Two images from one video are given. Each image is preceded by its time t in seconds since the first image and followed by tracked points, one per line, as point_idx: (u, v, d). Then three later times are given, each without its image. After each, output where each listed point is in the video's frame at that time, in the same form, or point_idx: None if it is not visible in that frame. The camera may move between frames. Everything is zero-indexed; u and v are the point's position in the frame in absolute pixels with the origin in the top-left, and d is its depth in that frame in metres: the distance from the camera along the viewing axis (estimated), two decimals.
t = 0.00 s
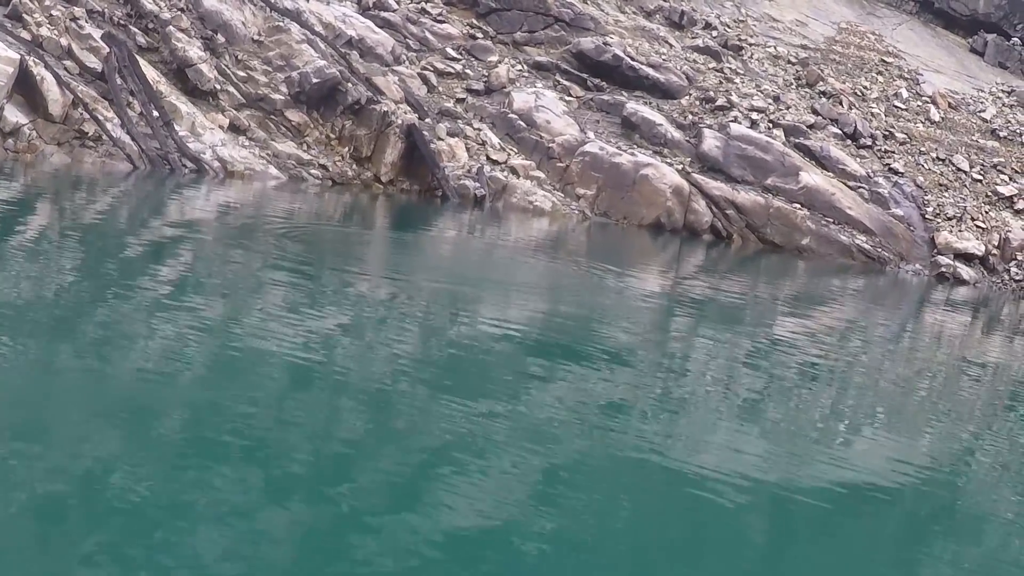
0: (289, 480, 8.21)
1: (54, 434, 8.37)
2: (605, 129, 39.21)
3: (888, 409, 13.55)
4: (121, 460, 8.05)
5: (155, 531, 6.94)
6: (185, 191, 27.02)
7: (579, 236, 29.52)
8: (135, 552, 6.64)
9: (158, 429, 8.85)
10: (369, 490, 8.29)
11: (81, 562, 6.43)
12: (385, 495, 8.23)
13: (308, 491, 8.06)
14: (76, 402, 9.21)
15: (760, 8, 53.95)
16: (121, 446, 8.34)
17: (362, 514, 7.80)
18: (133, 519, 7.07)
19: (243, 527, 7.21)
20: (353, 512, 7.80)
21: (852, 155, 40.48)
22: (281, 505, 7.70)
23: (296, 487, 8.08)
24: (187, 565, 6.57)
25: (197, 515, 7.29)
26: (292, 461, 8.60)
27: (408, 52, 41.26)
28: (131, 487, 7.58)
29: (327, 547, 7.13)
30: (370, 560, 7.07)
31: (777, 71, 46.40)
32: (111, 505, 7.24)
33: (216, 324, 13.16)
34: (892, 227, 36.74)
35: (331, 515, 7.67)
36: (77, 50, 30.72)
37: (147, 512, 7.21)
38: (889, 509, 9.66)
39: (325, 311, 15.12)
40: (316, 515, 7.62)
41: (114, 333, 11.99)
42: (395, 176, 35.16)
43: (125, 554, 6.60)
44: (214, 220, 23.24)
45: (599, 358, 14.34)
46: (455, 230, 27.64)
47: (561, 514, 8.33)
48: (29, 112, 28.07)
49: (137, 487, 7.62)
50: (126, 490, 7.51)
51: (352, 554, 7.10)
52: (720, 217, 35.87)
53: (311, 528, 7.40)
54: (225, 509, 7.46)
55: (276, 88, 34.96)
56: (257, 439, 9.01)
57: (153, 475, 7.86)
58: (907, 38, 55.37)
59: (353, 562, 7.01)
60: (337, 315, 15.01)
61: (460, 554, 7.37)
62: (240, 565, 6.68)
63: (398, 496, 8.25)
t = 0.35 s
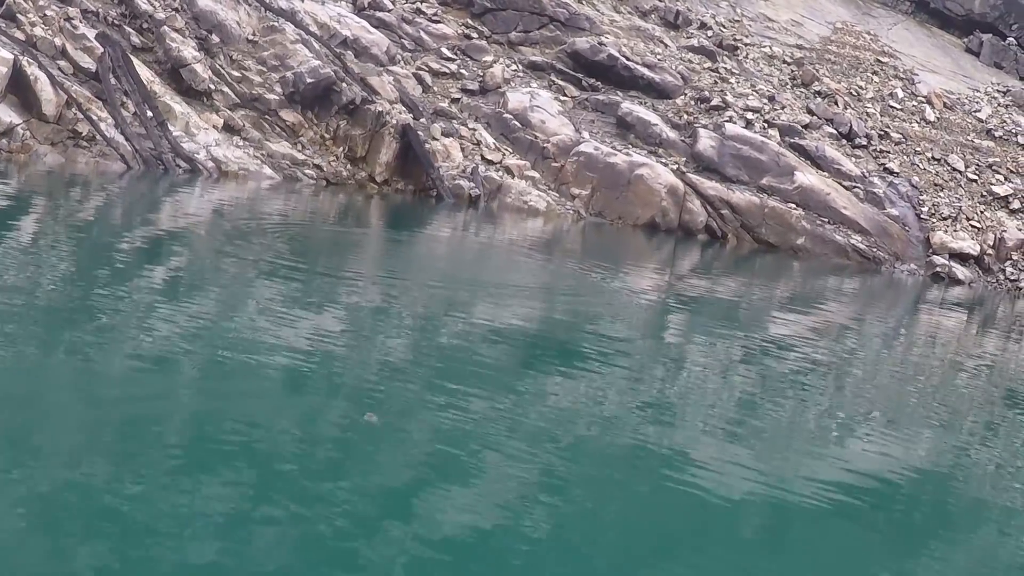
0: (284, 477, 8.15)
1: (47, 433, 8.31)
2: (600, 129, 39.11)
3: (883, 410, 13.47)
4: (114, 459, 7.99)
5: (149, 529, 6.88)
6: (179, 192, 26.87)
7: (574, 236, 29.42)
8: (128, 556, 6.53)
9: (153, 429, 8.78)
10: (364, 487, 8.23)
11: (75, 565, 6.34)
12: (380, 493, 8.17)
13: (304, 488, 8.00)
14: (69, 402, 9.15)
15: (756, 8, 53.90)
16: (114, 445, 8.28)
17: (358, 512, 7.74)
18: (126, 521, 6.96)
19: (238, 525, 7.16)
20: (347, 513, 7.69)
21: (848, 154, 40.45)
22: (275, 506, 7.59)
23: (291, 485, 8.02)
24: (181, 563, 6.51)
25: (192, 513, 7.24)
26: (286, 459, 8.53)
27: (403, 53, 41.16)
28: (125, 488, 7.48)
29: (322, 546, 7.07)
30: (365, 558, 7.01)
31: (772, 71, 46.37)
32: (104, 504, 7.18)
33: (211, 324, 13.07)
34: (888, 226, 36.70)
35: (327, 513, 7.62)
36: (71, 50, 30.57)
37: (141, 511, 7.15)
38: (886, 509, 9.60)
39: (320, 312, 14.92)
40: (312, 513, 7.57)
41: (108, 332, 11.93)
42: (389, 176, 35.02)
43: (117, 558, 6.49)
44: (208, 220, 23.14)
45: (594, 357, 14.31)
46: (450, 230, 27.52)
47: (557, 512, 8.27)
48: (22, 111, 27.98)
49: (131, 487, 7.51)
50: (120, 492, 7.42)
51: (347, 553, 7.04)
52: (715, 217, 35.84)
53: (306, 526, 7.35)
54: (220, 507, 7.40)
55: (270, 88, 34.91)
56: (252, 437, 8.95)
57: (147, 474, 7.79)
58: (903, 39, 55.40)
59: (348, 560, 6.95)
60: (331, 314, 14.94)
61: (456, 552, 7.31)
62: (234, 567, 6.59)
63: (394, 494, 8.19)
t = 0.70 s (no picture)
0: (279, 476, 8.09)
1: (39, 431, 8.25)
2: (596, 125, 39.03)
3: (878, 405, 13.42)
4: (108, 458, 7.93)
5: (143, 533, 6.83)
6: (173, 188, 26.74)
7: (569, 233, 29.35)
8: (124, 559, 6.50)
9: (147, 426, 8.72)
10: (360, 485, 8.18)
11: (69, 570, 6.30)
12: (375, 491, 8.11)
13: (298, 488, 7.94)
14: (63, 399, 9.07)
15: (751, 4, 53.81)
16: (108, 443, 8.21)
17: (354, 511, 7.69)
18: (121, 524, 6.93)
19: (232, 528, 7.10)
20: (343, 512, 7.66)
21: (843, 151, 40.42)
22: (271, 505, 7.56)
23: (286, 484, 7.96)
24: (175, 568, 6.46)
25: (187, 517, 7.18)
26: (282, 455, 8.49)
27: (398, 49, 41.02)
28: (121, 488, 7.45)
29: (317, 547, 7.05)
30: (360, 561, 6.96)
31: (767, 67, 46.32)
32: (98, 507, 7.12)
33: (207, 320, 13.03)
34: (884, 223, 36.65)
35: (322, 515, 7.56)
36: (65, 47, 30.35)
37: (134, 514, 7.09)
38: (885, 507, 9.49)
39: (316, 309, 14.78)
40: (307, 515, 7.51)
41: (103, 328, 11.87)
42: (384, 173, 35.10)
43: (112, 562, 6.46)
44: (202, 216, 23.03)
45: (589, 353, 14.26)
46: (445, 226, 27.44)
47: (552, 511, 8.18)
48: (15, 109, 27.66)
49: (127, 488, 7.48)
50: (116, 492, 7.39)
51: (342, 556, 6.98)
52: (710, 213, 35.83)
53: (301, 528, 7.28)
54: (214, 509, 7.34)
55: (265, 84, 34.65)
56: (247, 434, 8.88)
57: (141, 473, 7.74)
58: (898, 35, 55.40)
59: (343, 564, 6.89)
60: (325, 311, 14.81)
61: (452, 553, 7.23)
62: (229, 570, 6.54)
63: (390, 492, 8.13)
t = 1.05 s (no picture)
0: (271, 471, 8.06)
1: (33, 429, 8.19)
2: (591, 125, 38.93)
3: (873, 405, 13.36)
4: (103, 455, 7.87)
5: (143, 531, 6.83)
6: (167, 188, 26.61)
7: (564, 232, 29.28)
8: (119, 560, 6.45)
9: (143, 424, 8.63)
10: (356, 482, 8.12)
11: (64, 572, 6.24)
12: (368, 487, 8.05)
13: (294, 485, 7.87)
14: (56, 399, 8.98)
15: (746, 4, 53.77)
16: (103, 441, 8.16)
17: (350, 510, 7.63)
18: (116, 524, 6.87)
19: (228, 525, 7.08)
20: (339, 511, 7.60)
21: (839, 150, 40.41)
22: (266, 504, 7.49)
23: (279, 482, 7.89)
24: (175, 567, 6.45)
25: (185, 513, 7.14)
26: (278, 452, 8.43)
27: (393, 48, 40.91)
28: (116, 487, 7.38)
29: (313, 547, 6.99)
30: (357, 562, 6.90)
31: (763, 67, 46.31)
32: (93, 506, 7.06)
33: (203, 319, 12.96)
34: (879, 222, 36.62)
35: (315, 511, 7.51)
36: (58, 47, 30.18)
37: (134, 511, 7.07)
38: (881, 507, 9.42)
39: (311, 309, 14.68)
40: (302, 509, 7.49)
41: (97, 329, 11.73)
42: (379, 172, 34.86)
43: (107, 562, 6.40)
44: (197, 216, 22.93)
45: (584, 352, 14.21)
46: (439, 226, 27.38)
47: (545, 511, 8.14)
48: (9, 108, 27.50)
49: (122, 486, 7.41)
50: (112, 491, 7.32)
51: (336, 554, 6.95)
52: (705, 213, 35.88)
53: (298, 525, 7.25)
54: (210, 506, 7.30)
55: (259, 84, 34.61)
56: (241, 430, 8.85)
57: (138, 469, 7.71)
58: (893, 34, 55.44)
59: (338, 565, 6.84)
60: (320, 310, 14.75)
61: (445, 554, 7.19)
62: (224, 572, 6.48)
63: (383, 488, 8.09)
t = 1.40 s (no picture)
0: (267, 470, 8.04)
1: (29, 429, 8.15)
2: (586, 126, 38.88)
3: (867, 406, 13.33)
4: (98, 454, 7.83)
5: (139, 532, 6.82)
6: (161, 189, 26.56)
7: (559, 234, 29.29)
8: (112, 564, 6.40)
9: (136, 424, 8.58)
10: (350, 483, 8.07)
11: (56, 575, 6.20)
12: (362, 487, 8.01)
13: (286, 485, 7.82)
14: (52, 398, 8.93)
15: (742, 5, 53.79)
16: (103, 439, 8.15)
17: (342, 511, 7.57)
18: (112, 526, 6.83)
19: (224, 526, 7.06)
20: (333, 511, 7.54)
21: (834, 151, 40.44)
22: (258, 503, 7.46)
23: (272, 482, 7.85)
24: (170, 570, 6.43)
25: (181, 514, 7.12)
26: (267, 454, 8.38)
27: (388, 50, 40.82)
28: (110, 486, 7.34)
29: (306, 551, 6.94)
30: (347, 563, 6.87)
31: (758, 68, 46.35)
32: (84, 506, 7.03)
33: (198, 320, 12.92)
34: (874, 223, 36.66)
35: (306, 513, 7.45)
36: (53, 48, 30.07)
37: (130, 512, 7.04)
38: (876, 507, 9.39)
39: (307, 312, 14.48)
40: (296, 510, 7.45)
41: (93, 329, 11.69)
42: (374, 173, 34.87)
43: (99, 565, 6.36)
44: (192, 217, 22.88)
45: (578, 353, 14.19)
46: (433, 227, 27.37)
47: (541, 512, 8.10)
48: (4, 108, 27.71)
49: (115, 485, 7.37)
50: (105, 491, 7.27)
51: (329, 558, 6.91)
52: (700, 214, 35.89)
53: (291, 526, 7.22)
54: (205, 507, 7.27)
55: (254, 86, 34.26)
56: (235, 430, 8.80)
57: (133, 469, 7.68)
58: (889, 35, 55.52)
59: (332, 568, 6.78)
60: (316, 311, 14.68)
61: (441, 556, 7.16)
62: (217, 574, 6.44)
63: (378, 488, 8.05)
